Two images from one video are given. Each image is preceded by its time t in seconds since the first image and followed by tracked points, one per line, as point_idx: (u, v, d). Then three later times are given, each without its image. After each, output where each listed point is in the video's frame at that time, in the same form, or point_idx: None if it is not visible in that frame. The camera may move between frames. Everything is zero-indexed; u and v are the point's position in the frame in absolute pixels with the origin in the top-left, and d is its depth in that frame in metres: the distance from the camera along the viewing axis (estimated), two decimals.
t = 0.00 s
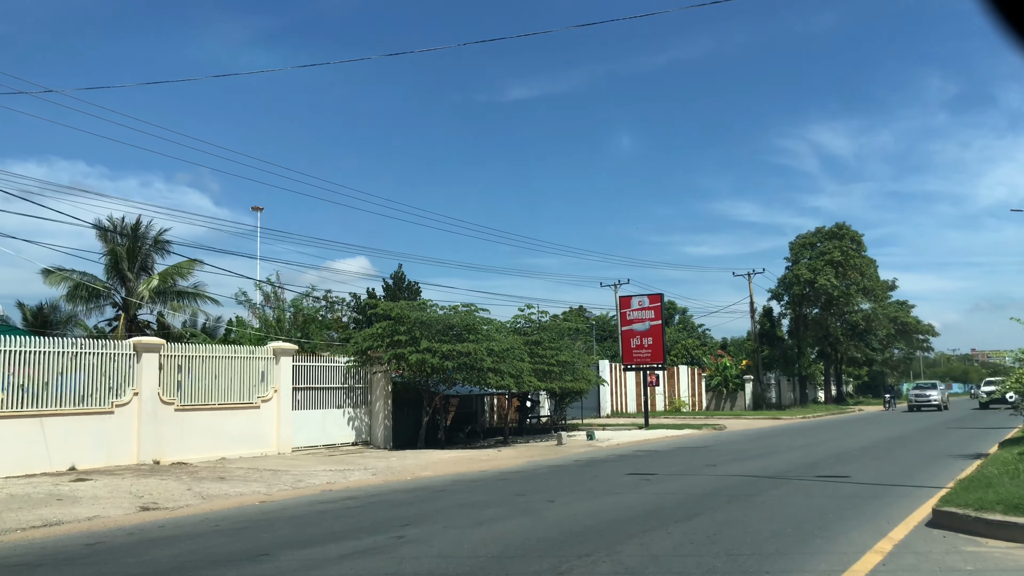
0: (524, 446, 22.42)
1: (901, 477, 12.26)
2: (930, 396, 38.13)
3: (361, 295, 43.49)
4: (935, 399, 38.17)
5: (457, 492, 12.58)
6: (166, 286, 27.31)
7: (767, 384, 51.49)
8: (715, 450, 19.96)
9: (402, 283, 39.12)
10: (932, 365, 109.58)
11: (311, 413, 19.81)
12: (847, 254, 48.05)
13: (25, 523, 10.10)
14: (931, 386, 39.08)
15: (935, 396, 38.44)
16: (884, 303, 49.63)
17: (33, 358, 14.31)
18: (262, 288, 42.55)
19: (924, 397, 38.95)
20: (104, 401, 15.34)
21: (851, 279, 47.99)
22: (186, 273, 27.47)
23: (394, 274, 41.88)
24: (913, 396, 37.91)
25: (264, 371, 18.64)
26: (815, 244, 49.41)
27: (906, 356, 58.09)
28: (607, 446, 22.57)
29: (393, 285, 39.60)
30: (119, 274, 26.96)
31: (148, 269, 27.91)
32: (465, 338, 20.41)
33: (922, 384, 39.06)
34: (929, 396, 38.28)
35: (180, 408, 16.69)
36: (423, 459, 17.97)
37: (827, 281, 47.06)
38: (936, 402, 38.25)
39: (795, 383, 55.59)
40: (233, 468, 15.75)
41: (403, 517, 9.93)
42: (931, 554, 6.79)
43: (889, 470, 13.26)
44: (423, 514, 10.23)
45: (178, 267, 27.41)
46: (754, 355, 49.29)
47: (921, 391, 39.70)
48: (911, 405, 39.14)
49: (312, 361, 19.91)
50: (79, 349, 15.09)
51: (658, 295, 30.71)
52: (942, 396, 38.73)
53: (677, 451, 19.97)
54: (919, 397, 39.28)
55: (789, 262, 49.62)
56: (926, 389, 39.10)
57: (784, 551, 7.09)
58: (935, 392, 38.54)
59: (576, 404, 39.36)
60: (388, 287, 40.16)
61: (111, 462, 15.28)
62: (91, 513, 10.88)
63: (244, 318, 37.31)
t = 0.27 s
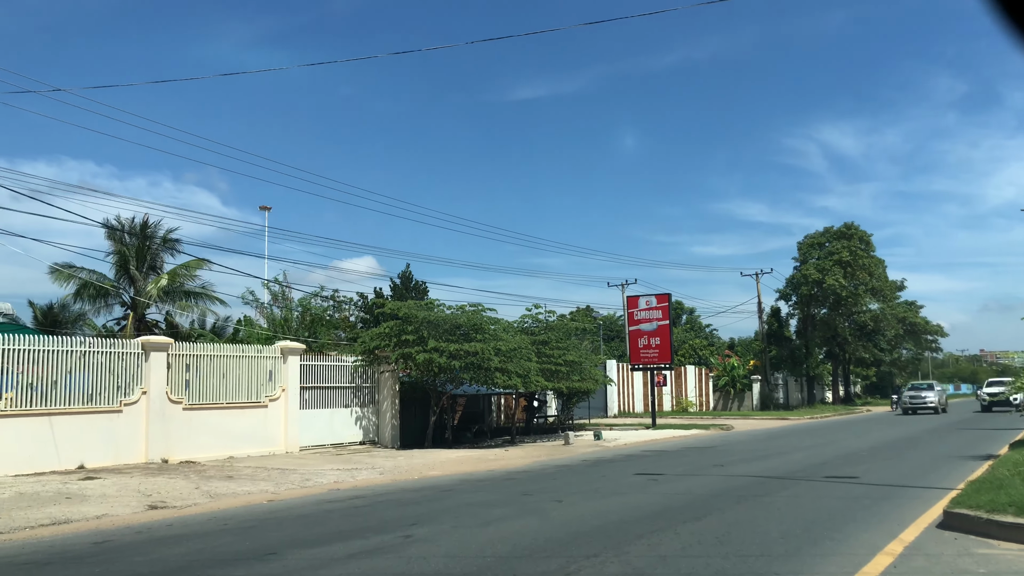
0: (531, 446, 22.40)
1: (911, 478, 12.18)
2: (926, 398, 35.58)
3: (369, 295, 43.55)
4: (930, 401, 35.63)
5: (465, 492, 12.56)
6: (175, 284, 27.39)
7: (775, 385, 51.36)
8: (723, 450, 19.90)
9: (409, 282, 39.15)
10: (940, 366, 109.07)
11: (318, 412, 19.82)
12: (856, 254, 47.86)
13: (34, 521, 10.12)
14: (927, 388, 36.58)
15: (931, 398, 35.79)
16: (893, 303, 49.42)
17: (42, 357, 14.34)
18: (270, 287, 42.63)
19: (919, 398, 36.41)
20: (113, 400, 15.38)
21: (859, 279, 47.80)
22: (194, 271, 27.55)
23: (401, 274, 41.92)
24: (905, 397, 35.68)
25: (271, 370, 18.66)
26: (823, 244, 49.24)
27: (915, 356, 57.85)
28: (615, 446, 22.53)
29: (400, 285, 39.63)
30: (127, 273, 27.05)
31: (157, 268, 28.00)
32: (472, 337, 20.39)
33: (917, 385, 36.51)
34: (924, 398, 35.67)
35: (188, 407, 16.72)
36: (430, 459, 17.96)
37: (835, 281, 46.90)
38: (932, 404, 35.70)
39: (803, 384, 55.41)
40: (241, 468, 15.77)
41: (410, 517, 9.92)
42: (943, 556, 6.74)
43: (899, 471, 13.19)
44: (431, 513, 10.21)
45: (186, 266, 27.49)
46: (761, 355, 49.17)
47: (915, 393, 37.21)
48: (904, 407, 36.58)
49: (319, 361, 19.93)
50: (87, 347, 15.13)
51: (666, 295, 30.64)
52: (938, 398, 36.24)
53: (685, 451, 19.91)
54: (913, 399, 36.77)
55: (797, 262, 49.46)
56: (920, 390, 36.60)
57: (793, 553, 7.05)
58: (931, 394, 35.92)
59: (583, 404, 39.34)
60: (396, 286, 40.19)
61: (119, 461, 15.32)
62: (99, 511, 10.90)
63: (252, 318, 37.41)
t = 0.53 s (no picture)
0: (535, 446, 22.38)
1: (917, 479, 12.11)
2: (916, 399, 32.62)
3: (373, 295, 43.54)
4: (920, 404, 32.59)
5: (469, 492, 12.52)
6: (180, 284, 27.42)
7: (780, 385, 51.25)
8: (728, 450, 19.85)
9: (413, 282, 39.16)
10: (946, 366, 108.73)
11: (323, 412, 19.80)
12: (861, 254, 47.75)
13: (38, 520, 10.10)
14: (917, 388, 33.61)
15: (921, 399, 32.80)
16: (898, 303, 49.26)
17: (47, 357, 14.34)
18: (274, 287, 42.66)
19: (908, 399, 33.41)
20: (118, 399, 15.38)
21: (864, 279, 47.66)
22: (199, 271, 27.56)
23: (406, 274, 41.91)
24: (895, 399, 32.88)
25: (276, 370, 18.65)
26: (828, 244, 49.14)
27: (920, 357, 57.65)
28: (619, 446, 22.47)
29: (405, 285, 39.62)
30: (132, 273, 27.08)
31: (161, 268, 28.02)
32: (476, 337, 20.36)
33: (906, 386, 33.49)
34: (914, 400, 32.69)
35: (192, 407, 16.71)
36: (434, 459, 17.91)
37: (840, 281, 46.78)
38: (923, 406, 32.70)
39: (808, 384, 55.26)
40: (245, 467, 15.76)
41: (414, 517, 9.89)
42: (952, 557, 6.69)
43: (905, 472, 13.13)
44: (435, 514, 10.16)
45: (192, 266, 27.50)
46: (766, 355, 49.09)
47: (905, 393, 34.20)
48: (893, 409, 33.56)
49: (324, 360, 19.91)
50: (92, 347, 15.13)
51: (670, 294, 30.57)
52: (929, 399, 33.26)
53: (690, 452, 19.83)
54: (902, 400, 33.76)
55: (802, 262, 49.38)
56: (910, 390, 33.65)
57: (800, 554, 7.00)
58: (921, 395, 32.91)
59: (588, 404, 39.28)
60: (400, 286, 40.20)
61: (124, 461, 15.32)
62: (104, 511, 10.89)
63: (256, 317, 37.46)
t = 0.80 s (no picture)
0: (537, 446, 22.41)
1: (919, 479, 12.12)
2: (898, 403, 29.87)
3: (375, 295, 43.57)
4: (903, 408, 29.86)
5: (470, 491, 12.54)
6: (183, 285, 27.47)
7: (782, 385, 51.27)
8: (729, 450, 19.87)
9: (416, 282, 39.21)
10: (947, 366, 108.61)
11: (325, 412, 19.85)
12: (863, 254, 47.77)
13: (41, 519, 10.13)
14: (900, 389, 30.85)
15: (904, 402, 30.00)
16: (900, 304, 49.22)
17: (50, 356, 14.38)
18: (277, 288, 42.73)
19: (891, 403, 30.57)
20: (121, 399, 15.42)
21: (866, 279, 47.64)
22: (203, 272, 27.61)
23: (408, 274, 41.95)
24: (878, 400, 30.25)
25: (279, 370, 18.69)
26: (830, 244, 49.16)
27: (922, 357, 57.62)
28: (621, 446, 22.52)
29: (407, 284, 39.66)
30: (136, 273, 27.13)
31: (165, 268, 28.07)
32: (479, 337, 20.39)
33: (888, 387, 30.70)
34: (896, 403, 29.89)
35: (195, 407, 16.75)
36: (435, 458, 17.92)
37: (842, 281, 46.78)
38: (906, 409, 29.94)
39: (810, 384, 55.22)
40: (247, 467, 15.79)
41: (416, 517, 9.91)
42: (953, 557, 6.71)
43: (906, 472, 13.14)
44: (437, 513, 10.19)
45: (195, 266, 27.54)
46: (768, 355, 49.12)
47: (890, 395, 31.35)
48: (874, 413, 30.80)
49: (326, 360, 19.95)
50: (96, 347, 15.18)
51: (672, 294, 30.58)
52: (914, 401, 30.43)
53: (692, 451, 19.83)
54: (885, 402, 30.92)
55: (804, 262, 49.40)
56: (892, 393, 30.85)
57: (801, 554, 7.02)
58: (905, 398, 30.09)
59: (590, 404, 39.32)
60: (402, 286, 40.23)
61: (127, 460, 15.36)
62: (107, 510, 10.93)
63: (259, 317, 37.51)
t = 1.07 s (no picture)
0: (538, 447, 22.40)
1: (921, 480, 12.07)
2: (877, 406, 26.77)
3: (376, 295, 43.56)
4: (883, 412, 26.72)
5: (471, 492, 12.52)
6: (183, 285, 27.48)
7: (784, 386, 51.23)
8: (731, 451, 19.83)
9: (416, 282, 39.22)
10: (950, 367, 108.46)
11: (326, 412, 19.83)
12: (865, 254, 47.70)
13: (42, 520, 10.13)
14: (880, 391, 27.72)
15: (885, 406, 26.96)
16: (902, 304, 49.13)
17: (49, 357, 14.35)
18: (277, 288, 42.75)
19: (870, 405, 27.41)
20: (121, 399, 15.41)
21: (868, 280, 47.55)
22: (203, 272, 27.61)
23: (408, 274, 41.94)
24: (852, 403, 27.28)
25: (279, 370, 18.68)
26: (832, 244, 49.09)
27: (924, 358, 57.51)
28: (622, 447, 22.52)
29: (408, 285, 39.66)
30: (135, 273, 27.14)
31: (164, 269, 28.06)
32: (479, 337, 20.35)
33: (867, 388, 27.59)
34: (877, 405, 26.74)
35: (195, 407, 16.74)
36: (437, 459, 17.91)
37: (844, 282, 46.71)
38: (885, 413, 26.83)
39: (812, 385, 55.15)
40: (249, 467, 15.79)
41: (416, 517, 9.89)
42: (955, 558, 6.68)
43: (908, 473, 13.09)
44: (437, 514, 10.17)
45: (195, 266, 27.55)
46: (770, 356, 49.08)
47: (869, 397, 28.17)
48: (852, 418, 27.64)
49: (326, 360, 19.93)
50: (96, 347, 15.17)
51: (673, 295, 30.55)
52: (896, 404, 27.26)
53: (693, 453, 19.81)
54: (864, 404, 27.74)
55: (806, 262, 49.36)
56: (872, 395, 27.66)
57: (802, 554, 6.99)
58: (886, 401, 27.05)
59: (591, 404, 39.29)
60: (403, 286, 40.23)
61: (127, 460, 15.36)
62: (107, 511, 10.91)
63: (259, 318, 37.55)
